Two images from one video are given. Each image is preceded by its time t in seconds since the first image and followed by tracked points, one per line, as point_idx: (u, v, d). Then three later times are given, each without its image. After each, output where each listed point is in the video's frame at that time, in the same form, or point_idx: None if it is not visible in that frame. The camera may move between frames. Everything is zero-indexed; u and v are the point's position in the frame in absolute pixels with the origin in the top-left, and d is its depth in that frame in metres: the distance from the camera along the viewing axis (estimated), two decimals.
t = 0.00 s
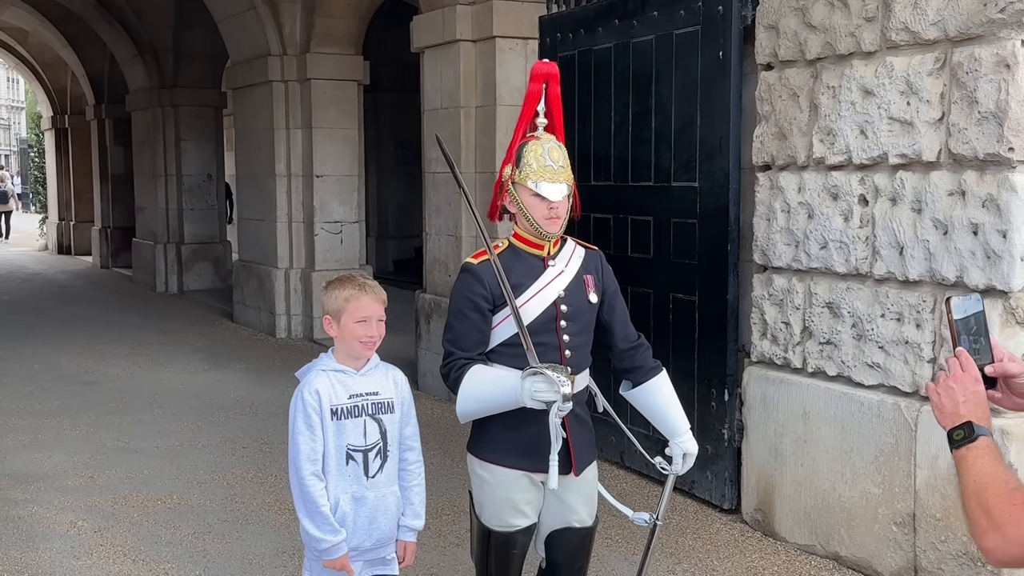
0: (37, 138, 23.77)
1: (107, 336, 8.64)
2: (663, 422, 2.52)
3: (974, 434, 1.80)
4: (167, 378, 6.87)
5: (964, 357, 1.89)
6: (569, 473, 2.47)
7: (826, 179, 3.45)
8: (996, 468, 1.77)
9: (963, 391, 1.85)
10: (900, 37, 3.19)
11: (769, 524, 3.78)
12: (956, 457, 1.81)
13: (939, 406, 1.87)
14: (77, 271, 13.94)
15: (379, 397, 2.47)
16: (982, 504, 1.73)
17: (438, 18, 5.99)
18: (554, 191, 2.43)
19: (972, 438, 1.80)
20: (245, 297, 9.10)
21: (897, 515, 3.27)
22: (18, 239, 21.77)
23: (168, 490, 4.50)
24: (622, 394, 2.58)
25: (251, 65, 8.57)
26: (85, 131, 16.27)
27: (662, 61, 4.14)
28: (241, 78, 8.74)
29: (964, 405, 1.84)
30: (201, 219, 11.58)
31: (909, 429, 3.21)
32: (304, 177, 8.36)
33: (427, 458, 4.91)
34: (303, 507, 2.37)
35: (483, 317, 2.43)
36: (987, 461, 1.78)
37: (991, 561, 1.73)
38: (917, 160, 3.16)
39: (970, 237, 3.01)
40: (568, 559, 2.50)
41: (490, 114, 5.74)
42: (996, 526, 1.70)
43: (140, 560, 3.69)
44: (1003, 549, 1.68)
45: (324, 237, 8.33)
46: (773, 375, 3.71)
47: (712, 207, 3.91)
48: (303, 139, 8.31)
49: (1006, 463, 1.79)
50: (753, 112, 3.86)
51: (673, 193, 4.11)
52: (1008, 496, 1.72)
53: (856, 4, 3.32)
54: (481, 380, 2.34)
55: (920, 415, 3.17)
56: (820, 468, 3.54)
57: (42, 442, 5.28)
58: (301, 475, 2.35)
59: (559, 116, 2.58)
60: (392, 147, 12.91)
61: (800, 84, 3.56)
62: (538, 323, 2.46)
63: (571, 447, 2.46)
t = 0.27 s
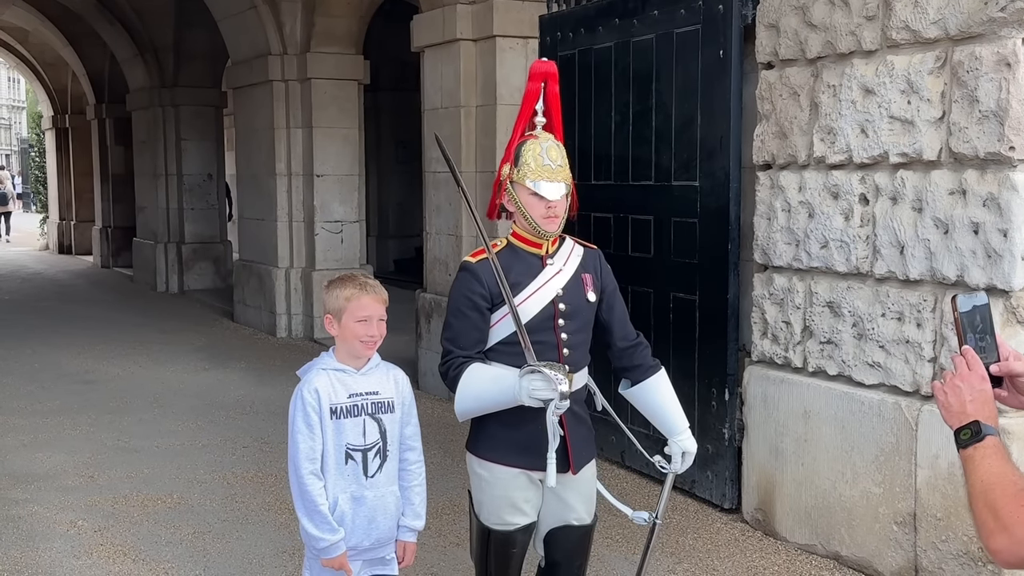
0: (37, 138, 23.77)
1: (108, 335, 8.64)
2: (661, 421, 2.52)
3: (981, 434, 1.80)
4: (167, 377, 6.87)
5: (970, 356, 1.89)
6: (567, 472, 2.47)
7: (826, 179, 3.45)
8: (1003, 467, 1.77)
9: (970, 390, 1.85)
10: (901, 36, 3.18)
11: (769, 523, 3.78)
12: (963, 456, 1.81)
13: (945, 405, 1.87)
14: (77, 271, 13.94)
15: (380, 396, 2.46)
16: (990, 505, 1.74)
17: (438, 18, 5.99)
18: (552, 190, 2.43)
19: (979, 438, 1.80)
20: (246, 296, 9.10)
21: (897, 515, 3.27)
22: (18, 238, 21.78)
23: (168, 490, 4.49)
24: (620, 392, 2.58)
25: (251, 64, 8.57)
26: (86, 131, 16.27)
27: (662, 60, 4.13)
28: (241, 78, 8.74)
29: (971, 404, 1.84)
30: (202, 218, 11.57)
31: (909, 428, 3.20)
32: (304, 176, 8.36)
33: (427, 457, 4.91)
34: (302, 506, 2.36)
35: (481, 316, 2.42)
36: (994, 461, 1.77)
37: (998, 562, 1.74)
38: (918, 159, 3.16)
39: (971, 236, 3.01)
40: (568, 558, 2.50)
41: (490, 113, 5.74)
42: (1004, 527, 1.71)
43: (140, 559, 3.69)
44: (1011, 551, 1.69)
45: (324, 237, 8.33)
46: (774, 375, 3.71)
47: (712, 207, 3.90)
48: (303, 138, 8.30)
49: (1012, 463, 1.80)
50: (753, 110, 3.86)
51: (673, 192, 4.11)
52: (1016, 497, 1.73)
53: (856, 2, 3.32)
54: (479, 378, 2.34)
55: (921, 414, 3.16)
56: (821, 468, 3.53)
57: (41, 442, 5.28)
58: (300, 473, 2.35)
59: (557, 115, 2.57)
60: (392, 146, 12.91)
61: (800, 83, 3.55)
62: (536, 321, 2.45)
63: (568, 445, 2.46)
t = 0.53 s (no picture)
0: (37, 138, 23.84)
1: (108, 335, 8.63)
2: (659, 420, 2.52)
3: (982, 434, 1.79)
4: (167, 377, 6.86)
5: (972, 356, 1.89)
6: (563, 470, 2.46)
7: (826, 178, 3.44)
8: (1006, 467, 1.76)
9: (971, 390, 1.84)
10: (901, 35, 3.18)
11: (769, 523, 3.77)
12: (965, 457, 1.80)
13: (948, 406, 1.86)
14: (77, 271, 13.94)
15: (378, 396, 2.46)
16: (993, 505, 1.73)
17: (438, 18, 5.98)
18: (549, 189, 2.43)
19: (980, 438, 1.80)
20: (246, 296, 9.10)
21: (897, 514, 3.27)
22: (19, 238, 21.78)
23: (168, 490, 4.49)
24: (618, 391, 2.58)
25: (251, 64, 8.57)
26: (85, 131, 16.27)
27: (662, 59, 4.13)
28: (241, 78, 8.73)
29: (973, 403, 1.84)
30: (202, 218, 11.57)
31: (909, 428, 3.20)
32: (304, 176, 8.36)
33: (427, 457, 4.91)
34: (298, 505, 2.36)
35: (478, 314, 2.42)
36: (996, 461, 1.77)
37: (1002, 563, 1.73)
38: (918, 158, 3.15)
39: (971, 236, 3.00)
40: (565, 557, 2.49)
41: (490, 113, 5.73)
42: (1006, 527, 1.70)
43: (139, 559, 3.68)
44: (1013, 551, 1.68)
45: (324, 236, 8.32)
46: (774, 375, 3.70)
47: (712, 206, 3.90)
48: (303, 138, 8.30)
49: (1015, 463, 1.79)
50: (753, 110, 3.85)
51: (673, 192, 4.10)
52: (1018, 497, 1.72)
53: (856, 1, 3.31)
54: (476, 376, 2.33)
55: (921, 414, 3.16)
56: (821, 468, 3.53)
57: (41, 442, 5.27)
58: (297, 473, 2.35)
59: (555, 114, 2.57)
60: (392, 146, 12.91)
61: (800, 82, 3.55)
62: (533, 320, 2.45)
63: (565, 443, 2.46)
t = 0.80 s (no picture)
0: (37, 138, 23.85)
1: (107, 335, 8.63)
2: (655, 419, 2.51)
3: (984, 434, 1.79)
4: (167, 378, 6.86)
5: (974, 355, 1.88)
6: (558, 469, 2.46)
7: (826, 178, 3.44)
8: (1008, 468, 1.76)
9: (973, 390, 1.84)
10: (901, 35, 3.17)
11: (769, 524, 3.77)
12: (967, 457, 1.80)
13: (950, 406, 1.86)
14: (77, 271, 13.93)
15: (376, 397, 2.46)
16: (995, 505, 1.72)
17: (437, 18, 5.98)
18: (545, 189, 2.42)
19: (983, 438, 1.79)
20: (246, 296, 9.09)
21: (897, 515, 3.26)
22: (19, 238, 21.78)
23: (167, 490, 4.49)
24: (615, 390, 2.58)
25: (250, 64, 8.56)
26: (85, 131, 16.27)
27: (662, 59, 4.12)
28: (241, 78, 8.72)
29: (975, 403, 1.83)
30: (201, 218, 11.57)
31: (909, 428, 3.19)
32: (304, 176, 8.35)
33: (426, 457, 4.90)
34: (295, 506, 2.36)
35: (474, 313, 2.42)
36: (998, 461, 1.76)
37: (1003, 564, 1.73)
38: (918, 159, 3.15)
39: (971, 236, 3.00)
40: (558, 552, 2.48)
41: (490, 113, 5.73)
42: (1008, 529, 1.70)
43: (138, 560, 3.68)
44: (1015, 551, 1.67)
45: (324, 237, 8.32)
46: (773, 375, 3.70)
47: (712, 206, 3.89)
48: (303, 138, 8.29)
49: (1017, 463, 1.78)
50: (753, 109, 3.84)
51: (673, 192, 4.10)
52: (1020, 498, 1.71)
53: (856, 1, 3.31)
54: (471, 375, 2.33)
55: (921, 414, 3.16)
56: (820, 468, 3.53)
57: (40, 442, 5.27)
58: (294, 474, 2.34)
59: (552, 114, 2.57)
60: (392, 146, 12.91)
61: (800, 82, 3.54)
62: (529, 319, 2.44)
63: (562, 442, 2.46)
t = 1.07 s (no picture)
0: (36, 138, 23.85)
1: (106, 335, 8.63)
2: (653, 418, 2.51)
3: (987, 435, 1.79)
4: (166, 378, 6.86)
5: (977, 356, 1.87)
6: (555, 468, 2.46)
7: (826, 179, 3.43)
8: (1011, 468, 1.76)
9: (976, 391, 1.83)
10: (901, 35, 3.17)
11: (769, 524, 3.77)
12: (970, 458, 1.80)
13: (952, 406, 1.85)
14: (77, 271, 13.93)
15: (376, 398, 2.45)
16: (998, 507, 1.72)
17: (437, 18, 5.97)
18: (542, 190, 2.42)
19: (985, 439, 1.79)
20: (245, 297, 9.09)
21: (897, 515, 3.26)
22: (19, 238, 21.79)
23: (166, 490, 4.49)
24: (612, 390, 2.57)
25: (250, 64, 8.56)
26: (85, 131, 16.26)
27: (662, 59, 4.12)
28: (240, 78, 8.72)
29: (977, 404, 1.83)
30: (201, 218, 11.56)
31: (909, 429, 3.19)
32: (303, 176, 8.35)
33: (426, 458, 4.90)
34: (295, 507, 2.35)
35: (472, 313, 2.41)
36: (1001, 462, 1.76)
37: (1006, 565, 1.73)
38: (918, 159, 3.15)
39: (971, 236, 3.00)
40: (556, 552, 2.48)
41: (489, 113, 5.72)
42: (1012, 530, 1.70)
43: (137, 560, 3.68)
44: (1018, 552, 1.68)
45: (323, 237, 8.32)
46: (773, 375, 3.69)
47: (712, 207, 3.89)
48: (303, 138, 8.29)
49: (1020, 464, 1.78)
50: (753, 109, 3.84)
51: (673, 192, 4.09)
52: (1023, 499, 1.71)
53: (856, 1, 3.31)
54: (469, 375, 2.33)
55: (921, 414, 3.15)
56: (820, 468, 3.52)
57: (40, 442, 5.27)
58: (294, 475, 2.34)
59: (550, 114, 2.57)
60: (392, 146, 12.91)
61: (800, 82, 3.54)
62: (527, 319, 2.44)
63: (559, 441, 2.45)
